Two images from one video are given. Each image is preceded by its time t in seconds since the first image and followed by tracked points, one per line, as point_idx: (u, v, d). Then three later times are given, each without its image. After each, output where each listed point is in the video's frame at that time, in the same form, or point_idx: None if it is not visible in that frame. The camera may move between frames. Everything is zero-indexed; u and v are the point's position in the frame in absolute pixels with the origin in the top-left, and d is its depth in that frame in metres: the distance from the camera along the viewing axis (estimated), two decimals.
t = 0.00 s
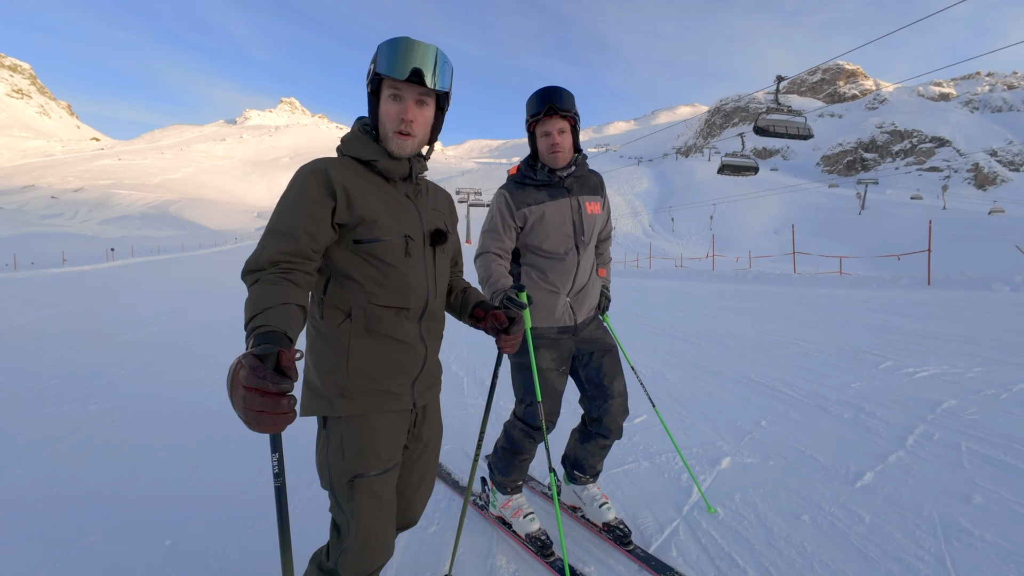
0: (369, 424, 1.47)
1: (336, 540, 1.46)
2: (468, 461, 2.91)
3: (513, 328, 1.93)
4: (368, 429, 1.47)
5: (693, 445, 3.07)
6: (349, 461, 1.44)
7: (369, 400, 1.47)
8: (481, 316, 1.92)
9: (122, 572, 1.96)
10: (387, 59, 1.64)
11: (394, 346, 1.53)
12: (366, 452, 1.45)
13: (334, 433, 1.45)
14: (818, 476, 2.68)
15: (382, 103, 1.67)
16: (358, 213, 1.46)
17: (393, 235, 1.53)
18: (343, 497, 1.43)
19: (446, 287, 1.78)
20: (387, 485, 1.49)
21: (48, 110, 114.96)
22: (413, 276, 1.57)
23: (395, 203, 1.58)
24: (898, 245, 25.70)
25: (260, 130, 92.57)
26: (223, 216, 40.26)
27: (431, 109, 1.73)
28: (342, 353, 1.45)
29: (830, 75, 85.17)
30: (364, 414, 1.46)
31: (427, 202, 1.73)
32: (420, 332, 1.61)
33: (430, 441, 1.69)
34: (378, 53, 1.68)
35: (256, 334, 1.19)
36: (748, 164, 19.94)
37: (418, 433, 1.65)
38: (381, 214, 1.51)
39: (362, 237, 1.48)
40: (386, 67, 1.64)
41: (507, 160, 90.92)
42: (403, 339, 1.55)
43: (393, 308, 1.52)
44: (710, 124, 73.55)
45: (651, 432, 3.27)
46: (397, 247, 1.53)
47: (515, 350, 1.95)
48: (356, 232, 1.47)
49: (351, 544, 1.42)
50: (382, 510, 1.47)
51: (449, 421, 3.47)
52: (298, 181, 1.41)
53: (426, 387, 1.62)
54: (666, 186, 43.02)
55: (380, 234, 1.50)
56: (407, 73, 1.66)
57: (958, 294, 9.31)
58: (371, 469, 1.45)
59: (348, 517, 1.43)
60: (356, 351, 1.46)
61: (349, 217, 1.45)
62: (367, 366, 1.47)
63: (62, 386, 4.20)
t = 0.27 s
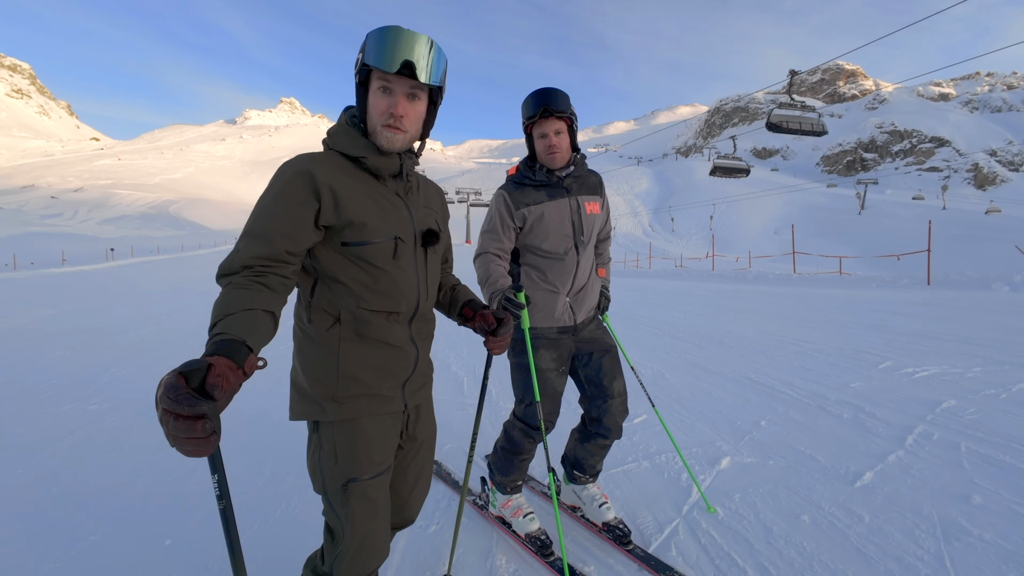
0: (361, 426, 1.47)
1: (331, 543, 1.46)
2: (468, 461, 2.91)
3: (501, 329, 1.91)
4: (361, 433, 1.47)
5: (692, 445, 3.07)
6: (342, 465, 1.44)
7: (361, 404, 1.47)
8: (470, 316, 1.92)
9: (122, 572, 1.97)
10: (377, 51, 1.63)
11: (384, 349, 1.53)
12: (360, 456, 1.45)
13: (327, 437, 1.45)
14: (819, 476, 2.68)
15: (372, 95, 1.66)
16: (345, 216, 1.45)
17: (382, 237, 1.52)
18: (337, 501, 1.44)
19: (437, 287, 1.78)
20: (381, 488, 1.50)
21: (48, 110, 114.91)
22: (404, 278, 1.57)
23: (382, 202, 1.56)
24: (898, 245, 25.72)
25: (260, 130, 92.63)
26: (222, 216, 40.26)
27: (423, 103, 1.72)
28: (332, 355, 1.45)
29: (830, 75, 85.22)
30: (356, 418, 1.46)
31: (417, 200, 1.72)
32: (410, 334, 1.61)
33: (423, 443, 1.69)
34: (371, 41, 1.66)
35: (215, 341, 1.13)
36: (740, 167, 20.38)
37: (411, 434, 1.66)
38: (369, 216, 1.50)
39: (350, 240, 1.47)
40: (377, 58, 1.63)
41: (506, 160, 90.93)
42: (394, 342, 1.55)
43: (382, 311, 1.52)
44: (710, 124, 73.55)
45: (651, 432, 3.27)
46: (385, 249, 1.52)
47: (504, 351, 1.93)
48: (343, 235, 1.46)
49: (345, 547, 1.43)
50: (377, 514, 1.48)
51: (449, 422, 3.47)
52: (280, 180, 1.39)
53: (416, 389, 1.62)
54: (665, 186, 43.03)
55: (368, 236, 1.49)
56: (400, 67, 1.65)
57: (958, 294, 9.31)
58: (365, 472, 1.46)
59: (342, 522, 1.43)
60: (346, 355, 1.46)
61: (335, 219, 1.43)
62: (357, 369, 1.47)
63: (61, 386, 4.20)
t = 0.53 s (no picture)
0: (366, 429, 1.47)
1: (333, 544, 1.46)
2: (468, 461, 2.91)
3: (476, 320, 1.90)
4: (366, 434, 1.47)
5: (693, 445, 3.07)
6: (347, 468, 1.44)
7: (365, 405, 1.47)
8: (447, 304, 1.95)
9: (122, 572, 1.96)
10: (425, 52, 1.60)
11: (387, 349, 1.53)
12: (363, 459, 1.45)
13: (330, 441, 1.44)
14: (819, 476, 2.68)
15: (411, 96, 1.63)
16: (349, 217, 1.42)
17: (383, 237, 1.50)
18: (342, 504, 1.43)
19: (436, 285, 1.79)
20: (384, 487, 1.50)
21: (47, 110, 114.82)
22: (405, 277, 1.57)
23: (383, 199, 1.55)
24: (898, 246, 25.72)
25: (260, 130, 92.67)
26: (222, 215, 40.29)
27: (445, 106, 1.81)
28: (335, 358, 1.44)
29: (830, 75, 85.25)
30: (360, 420, 1.46)
31: (415, 195, 1.70)
32: (411, 333, 1.61)
33: (425, 440, 1.69)
34: (405, 39, 1.59)
35: (219, 345, 1.12)
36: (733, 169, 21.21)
37: (413, 431, 1.66)
38: (373, 215, 1.48)
39: (352, 241, 1.45)
40: (431, 61, 1.62)
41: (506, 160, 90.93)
42: (396, 341, 1.55)
43: (386, 311, 1.51)
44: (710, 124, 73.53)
45: (651, 432, 3.27)
46: (387, 249, 1.51)
47: (481, 342, 1.93)
48: (346, 236, 1.44)
49: (349, 548, 1.43)
50: (381, 513, 1.48)
51: (449, 422, 3.47)
52: (279, 178, 1.34)
53: (418, 388, 1.62)
54: (665, 186, 43.04)
55: (370, 236, 1.47)
56: (445, 72, 1.68)
57: (958, 294, 9.31)
58: (368, 474, 1.45)
59: (346, 524, 1.43)
60: (350, 356, 1.45)
61: (339, 221, 1.41)
62: (362, 371, 1.47)
63: (61, 386, 4.19)
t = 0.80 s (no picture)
0: (385, 427, 1.47)
1: (344, 543, 1.45)
2: (468, 461, 2.92)
3: (443, 303, 1.95)
4: (383, 431, 1.47)
5: (693, 445, 3.07)
6: (364, 467, 1.43)
7: (386, 401, 1.48)
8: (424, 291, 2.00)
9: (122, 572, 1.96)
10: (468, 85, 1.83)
11: (405, 344, 1.54)
12: (381, 457, 1.46)
13: (348, 440, 1.42)
14: (819, 476, 2.68)
15: (437, 111, 1.76)
16: (373, 213, 1.42)
17: (401, 232, 1.51)
18: (359, 502, 1.43)
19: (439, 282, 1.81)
20: (399, 485, 1.52)
21: (47, 110, 114.78)
22: (420, 273, 1.59)
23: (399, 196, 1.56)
24: (897, 246, 25.74)
25: (259, 130, 92.69)
26: (222, 215, 40.31)
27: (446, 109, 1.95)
28: (359, 354, 1.43)
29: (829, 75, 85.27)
30: (380, 417, 1.46)
31: (419, 193, 1.74)
32: (425, 329, 1.63)
33: (433, 439, 1.70)
34: (448, 65, 1.73)
35: (276, 336, 1.07)
36: (725, 171, 21.40)
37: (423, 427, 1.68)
38: (393, 212, 1.48)
39: (375, 237, 1.44)
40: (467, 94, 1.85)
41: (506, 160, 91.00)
42: (413, 336, 1.57)
43: (404, 308, 1.52)
44: (710, 124, 73.55)
45: (652, 432, 3.27)
46: (405, 246, 1.52)
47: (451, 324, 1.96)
48: (368, 232, 1.43)
49: (363, 543, 1.43)
50: (395, 509, 1.50)
51: (450, 421, 3.47)
52: (304, 172, 1.29)
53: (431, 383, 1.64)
54: (665, 186, 43.06)
55: (390, 233, 1.47)
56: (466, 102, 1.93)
57: (958, 294, 9.31)
58: (385, 474, 1.46)
59: (360, 522, 1.43)
60: (373, 353, 1.45)
61: (364, 218, 1.40)
62: (383, 368, 1.47)
63: (61, 386, 4.20)
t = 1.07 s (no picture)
0: (396, 423, 1.47)
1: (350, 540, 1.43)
2: (467, 461, 2.92)
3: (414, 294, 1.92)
4: (393, 426, 1.47)
5: (693, 445, 3.07)
6: (374, 464, 1.42)
7: (400, 394, 1.48)
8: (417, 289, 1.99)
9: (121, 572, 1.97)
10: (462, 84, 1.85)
11: (417, 339, 1.54)
12: (391, 454, 1.45)
13: (357, 434, 1.41)
14: (819, 477, 2.68)
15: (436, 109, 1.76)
16: (387, 208, 1.43)
17: (412, 228, 1.52)
18: (367, 499, 1.41)
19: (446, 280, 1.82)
20: (408, 481, 1.51)
21: (47, 110, 114.65)
22: (430, 270, 1.60)
23: (408, 194, 1.58)
24: (897, 246, 25.75)
25: (259, 130, 92.70)
26: (221, 215, 40.31)
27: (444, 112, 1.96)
28: (372, 347, 1.43)
29: (829, 75, 85.34)
30: (392, 411, 1.46)
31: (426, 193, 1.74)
32: (436, 325, 1.63)
33: (440, 438, 1.70)
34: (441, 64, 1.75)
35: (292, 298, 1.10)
36: (717, 172, 21.44)
37: (432, 425, 1.67)
38: (406, 208, 1.50)
39: (388, 231, 1.46)
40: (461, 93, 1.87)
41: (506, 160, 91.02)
42: (425, 330, 1.57)
43: (416, 301, 1.53)
44: (709, 124, 73.53)
45: (652, 432, 3.27)
46: (417, 241, 1.53)
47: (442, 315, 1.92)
48: (382, 226, 1.44)
49: (369, 540, 1.41)
50: (403, 506, 1.49)
51: (450, 422, 3.48)
52: (320, 166, 1.32)
53: (442, 378, 1.65)
54: (665, 186, 43.08)
55: (402, 228, 1.48)
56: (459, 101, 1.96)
57: (958, 294, 9.31)
58: (395, 471, 1.46)
59: (369, 521, 1.41)
60: (386, 346, 1.45)
61: (378, 212, 1.41)
62: (396, 360, 1.48)
63: (60, 386, 4.20)
